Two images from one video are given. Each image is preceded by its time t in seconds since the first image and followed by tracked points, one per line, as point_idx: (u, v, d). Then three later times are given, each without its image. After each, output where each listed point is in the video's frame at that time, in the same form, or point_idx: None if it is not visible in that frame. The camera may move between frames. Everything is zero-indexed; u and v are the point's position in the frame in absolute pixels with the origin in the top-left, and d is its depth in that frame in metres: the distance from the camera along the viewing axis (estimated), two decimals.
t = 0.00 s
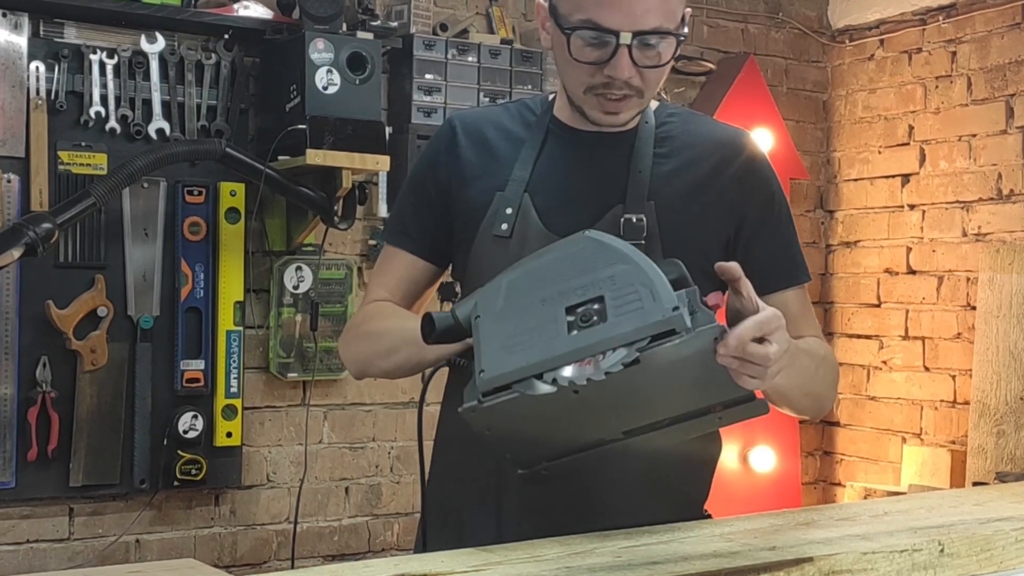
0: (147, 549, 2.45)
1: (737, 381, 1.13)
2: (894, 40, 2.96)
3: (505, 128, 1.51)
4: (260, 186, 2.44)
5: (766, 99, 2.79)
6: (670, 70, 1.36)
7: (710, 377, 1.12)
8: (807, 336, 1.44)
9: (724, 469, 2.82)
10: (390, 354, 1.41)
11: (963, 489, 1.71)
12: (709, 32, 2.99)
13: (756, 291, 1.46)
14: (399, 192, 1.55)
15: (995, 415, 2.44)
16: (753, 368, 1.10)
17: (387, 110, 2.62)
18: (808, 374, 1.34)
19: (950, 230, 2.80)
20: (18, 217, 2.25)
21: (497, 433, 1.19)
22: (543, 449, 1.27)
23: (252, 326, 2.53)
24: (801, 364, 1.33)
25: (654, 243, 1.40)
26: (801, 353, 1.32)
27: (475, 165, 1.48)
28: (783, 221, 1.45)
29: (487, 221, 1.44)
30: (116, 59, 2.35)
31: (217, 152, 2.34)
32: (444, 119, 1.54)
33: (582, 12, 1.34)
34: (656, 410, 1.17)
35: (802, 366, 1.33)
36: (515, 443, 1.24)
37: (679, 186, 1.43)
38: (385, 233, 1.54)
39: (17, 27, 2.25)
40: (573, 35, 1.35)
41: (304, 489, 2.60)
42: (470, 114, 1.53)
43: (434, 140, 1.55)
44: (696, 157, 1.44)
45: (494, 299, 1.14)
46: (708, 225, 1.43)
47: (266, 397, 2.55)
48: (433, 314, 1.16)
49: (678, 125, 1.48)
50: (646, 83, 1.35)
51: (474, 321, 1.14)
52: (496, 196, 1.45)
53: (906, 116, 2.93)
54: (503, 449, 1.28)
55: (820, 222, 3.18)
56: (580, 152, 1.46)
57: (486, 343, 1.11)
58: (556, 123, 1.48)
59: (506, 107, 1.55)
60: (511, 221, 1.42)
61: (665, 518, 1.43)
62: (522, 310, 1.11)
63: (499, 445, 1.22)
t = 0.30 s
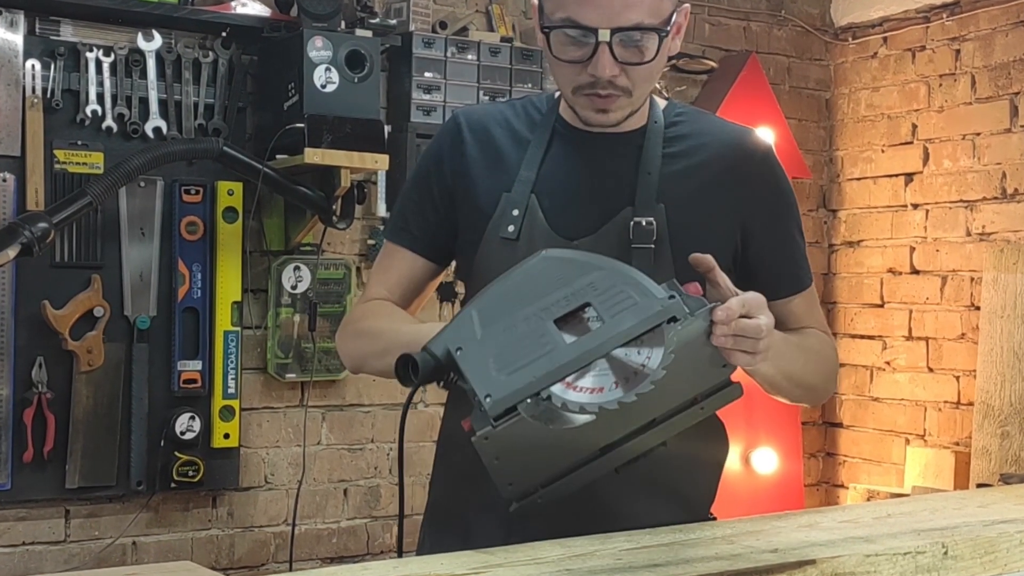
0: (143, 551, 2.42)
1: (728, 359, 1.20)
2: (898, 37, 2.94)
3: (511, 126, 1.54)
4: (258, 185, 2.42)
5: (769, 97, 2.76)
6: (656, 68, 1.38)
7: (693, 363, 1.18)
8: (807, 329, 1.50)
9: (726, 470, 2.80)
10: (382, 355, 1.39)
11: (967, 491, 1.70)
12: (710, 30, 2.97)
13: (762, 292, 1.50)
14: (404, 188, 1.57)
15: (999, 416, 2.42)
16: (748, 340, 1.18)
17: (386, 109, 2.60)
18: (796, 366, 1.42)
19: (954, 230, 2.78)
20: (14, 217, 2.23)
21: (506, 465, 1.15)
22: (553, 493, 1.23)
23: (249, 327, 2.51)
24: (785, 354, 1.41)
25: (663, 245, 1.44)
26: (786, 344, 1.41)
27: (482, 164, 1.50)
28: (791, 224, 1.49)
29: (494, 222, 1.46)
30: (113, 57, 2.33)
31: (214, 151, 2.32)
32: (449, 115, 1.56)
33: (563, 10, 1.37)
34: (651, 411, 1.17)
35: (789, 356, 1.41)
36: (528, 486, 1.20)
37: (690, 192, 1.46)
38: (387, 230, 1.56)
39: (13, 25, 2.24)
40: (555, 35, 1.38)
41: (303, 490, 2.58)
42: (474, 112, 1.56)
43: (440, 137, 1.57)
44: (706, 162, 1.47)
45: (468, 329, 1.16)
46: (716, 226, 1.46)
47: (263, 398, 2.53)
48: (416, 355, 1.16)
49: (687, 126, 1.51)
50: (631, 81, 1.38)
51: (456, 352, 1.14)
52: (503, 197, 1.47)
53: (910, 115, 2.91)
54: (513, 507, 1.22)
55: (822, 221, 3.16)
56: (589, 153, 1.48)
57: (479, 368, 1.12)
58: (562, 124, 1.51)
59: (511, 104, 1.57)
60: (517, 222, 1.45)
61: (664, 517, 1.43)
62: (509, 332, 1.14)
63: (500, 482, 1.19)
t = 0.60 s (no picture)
0: (140, 554, 2.40)
1: (727, 351, 1.21)
2: (901, 35, 2.92)
3: (515, 124, 1.52)
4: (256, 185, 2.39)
5: (772, 96, 2.74)
6: (662, 74, 1.36)
7: (693, 356, 1.19)
8: (808, 327, 1.50)
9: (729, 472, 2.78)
10: (381, 360, 1.43)
11: (971, 492, 1.68)
12: (713, 27, 2.95)
13: (765, 294, 1.49)
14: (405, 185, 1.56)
15: (1004, 418, 2.40)
16: (745, 325, 1.21)
17: (384, 107, 2.58)
18: (788, 360, 1.44)
19: (957, 229, 2.76)
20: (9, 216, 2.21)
21: (519, 468, 1.12)
22: (566, 505, 1.17)
23: (247, 327, 2.49)
24: (773, 349, 1.42)
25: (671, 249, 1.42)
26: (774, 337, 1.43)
27: (485, 164, 1.49)
28: (799, 228, 1.48)
29: (497, 224, 1.45)
30: (109, 55, 2.30)
31: (212, 150, 2.30)
32: (452, 112, 1.55)
33: (567, 16, 1.35)
34: (653, 403, 1.16)
35: (777, 351, 1.42)
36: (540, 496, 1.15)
37: (699, 196, 1.44)
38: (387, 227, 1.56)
39: (8, 22, 2.21)
40: (559, 40, 1.36)
41: (301, 492, 2.56)
42: (477, 109, 1.54)
43: (442, 134, 1.55)
44: (716, 167, 1.45)
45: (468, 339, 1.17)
46: (724, 230, 1.45)
47: (261, 399, 2.51)
48: (418, 368, 1.15)
49: (695, 127, 1.49)
50: (636, 87, 1.36)
51: (459, 358, 1.16)
52: (506, 198, 1.46)
53: (913, 113, 2.89)
54: (524, 524, 1.15)
55: (825, 221, 3.14)
56: (596, 155, 1.46)
57: (485, 370, 1.13)
58: (565, 123, 1.49)
59: (515, 101, 1.56)
60: (520, 225, 1.44)
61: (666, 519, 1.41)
62: (511, 335, 1.17)
63: (511, 489, 1.13)
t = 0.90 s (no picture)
0: (137, 556, 2.38)
1: (742, 351, 1.19)
2: (905, 33, 2.90)
3: (515, 123, 1.50)
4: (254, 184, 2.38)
5: (774, 95, 2.72)
6: (663, 75, 1.35)
7: (705, 355, 1.17)
8: (811, 329, 1.48)
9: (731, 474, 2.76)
10: (377, 362, 1.41)
11: (975, 494, 1.66)
12: (714, 25, 2.93)
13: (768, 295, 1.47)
14: (404, 184, 1.54)
15: (1008, 419, 2.38)
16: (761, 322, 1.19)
17: (383, 106, 2.56)
18: (793, 363, 1.41)
19: (961, 228, 2.74)
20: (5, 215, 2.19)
21: (517, 453, 1.11)
22: (568, 498, 1.15)
23: (245, 327, 2.47)
24: (780, 351, 1.40)
25: (672, 250, 1.40)
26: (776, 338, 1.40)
27: (485, 162, 1.47)
28: (802, 229, 1.46)
29: (496, 224, 1.43)
30: (106, 53, 2.28)
31: (209, 149, 2.27)
32: (452, 111, 1.53)
33: (567, 15, 1.33)
34: (661, 397, 1.15)
35: (783, 353, 1.40)
36: (540, 486, 1.13)
37: (701, 197, 1.42)
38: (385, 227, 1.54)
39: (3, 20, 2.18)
40: (559, 40, 1.34)
41: (299, 494, 2.54)
42: (478, 107, 1.52)
43: (442, 133, 1.53)
44: (719, 167, 1.43)
45: (479, 322, 1.19)
46: (725, 230, 1.43)
47: (259, 400, 2.49)
48: (427, 348, 1.18)
49: (698, 126, 1.47)
50: (637, 87, 1.35)
51: (466, 341, 1.17)
52: (506, 198, 1.44)
53: (917, 111, 2.87)
54: (523, 514, 1.14)
55: (828, 220, 3.11)
56: (597, 154, 1.44)
57: (490, 350, 1.14)
58: (565, 122, 1.47)
59: (515, 99, 1.54)
60: (520, 225, 1.42)
61: (666, 521, 1.40)
62: (520, 320, 1.17)
63: (510, 473, 1.12)
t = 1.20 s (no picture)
0: (134, 558, 2.37)
1: (743, 351, 1.18)
2: (908, 31, 2.89)
3: (513, 121, 1.48)
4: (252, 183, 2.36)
5: (776, 93, 2.71)
6: (663, 72, 1.33)
7: (704, 354, 1.15)
8: (816, 329, 1.46)
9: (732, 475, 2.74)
10: (375, 365, 1.39)
11: (979, 497, 1.64)
12: (716, 23, 2.92)
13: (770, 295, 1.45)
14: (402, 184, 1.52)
15: (1013, 420, 2.36)
16: (760, 325, 1.18)
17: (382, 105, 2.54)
18: (799, 365, 1.38)
19: (965, 228, 2.72)
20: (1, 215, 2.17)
21: (516, 455, 1.10)
22: (565, 503, 1.13)
23: (243, 328, 2.45)
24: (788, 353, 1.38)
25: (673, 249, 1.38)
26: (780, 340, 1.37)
27: (484, 163, 1.45)
28: (805, 229, 1.44)
29: (496, 224, 1.41)
30: (103, 51, 2.27)
31: (206, 147, 2.25)
32: (450, 110, 1.51)
33: (566, 12, 1.31)
34: (658, 399, 1.13)
35: (791, 355, 1.38)
36: (538, 488, 1.11)
37: (701, 196, 1.40)
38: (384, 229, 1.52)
39: None
40: (558, 36, 1.32)
41: (297, 496, 2.52)
42: (476, 106, 1.51)
43: (441, 133, 1.52)
44: (720, 166, 1.41)
45: (475, 321, 1.18)
46: (727, 230, 1.41)
47: (257, 401, 2.47)
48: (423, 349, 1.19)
49: (699, 124, 1.45)
50: (636, 85, 1.33)
51: (462, 341, 1.16)
52: (505, 198, 1.42)
53: (920, 110, 2.85)
54: (522, 518, 1.12)
55: (831, 219, 3.09)
56: (597, 152, 1.42)
57: (488, 351, 1.13)
58: (565, 120, 1.45)
59: (514, 98, 1.52)
60: (519, 224, 1.40)
61: (668, 524, 1.38)
62: (518, 320, 1.17)
63: (507, 476, 1.10)
